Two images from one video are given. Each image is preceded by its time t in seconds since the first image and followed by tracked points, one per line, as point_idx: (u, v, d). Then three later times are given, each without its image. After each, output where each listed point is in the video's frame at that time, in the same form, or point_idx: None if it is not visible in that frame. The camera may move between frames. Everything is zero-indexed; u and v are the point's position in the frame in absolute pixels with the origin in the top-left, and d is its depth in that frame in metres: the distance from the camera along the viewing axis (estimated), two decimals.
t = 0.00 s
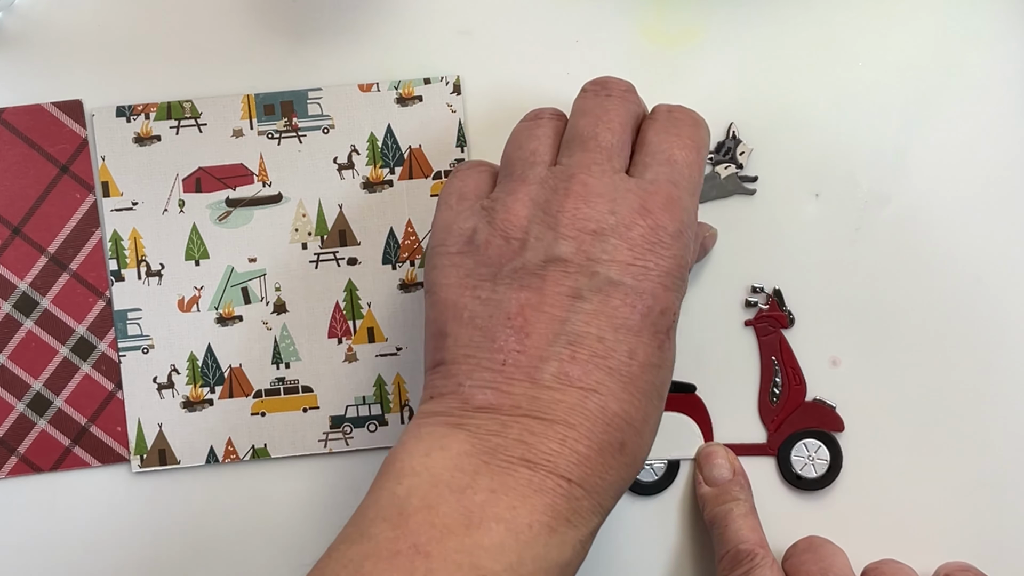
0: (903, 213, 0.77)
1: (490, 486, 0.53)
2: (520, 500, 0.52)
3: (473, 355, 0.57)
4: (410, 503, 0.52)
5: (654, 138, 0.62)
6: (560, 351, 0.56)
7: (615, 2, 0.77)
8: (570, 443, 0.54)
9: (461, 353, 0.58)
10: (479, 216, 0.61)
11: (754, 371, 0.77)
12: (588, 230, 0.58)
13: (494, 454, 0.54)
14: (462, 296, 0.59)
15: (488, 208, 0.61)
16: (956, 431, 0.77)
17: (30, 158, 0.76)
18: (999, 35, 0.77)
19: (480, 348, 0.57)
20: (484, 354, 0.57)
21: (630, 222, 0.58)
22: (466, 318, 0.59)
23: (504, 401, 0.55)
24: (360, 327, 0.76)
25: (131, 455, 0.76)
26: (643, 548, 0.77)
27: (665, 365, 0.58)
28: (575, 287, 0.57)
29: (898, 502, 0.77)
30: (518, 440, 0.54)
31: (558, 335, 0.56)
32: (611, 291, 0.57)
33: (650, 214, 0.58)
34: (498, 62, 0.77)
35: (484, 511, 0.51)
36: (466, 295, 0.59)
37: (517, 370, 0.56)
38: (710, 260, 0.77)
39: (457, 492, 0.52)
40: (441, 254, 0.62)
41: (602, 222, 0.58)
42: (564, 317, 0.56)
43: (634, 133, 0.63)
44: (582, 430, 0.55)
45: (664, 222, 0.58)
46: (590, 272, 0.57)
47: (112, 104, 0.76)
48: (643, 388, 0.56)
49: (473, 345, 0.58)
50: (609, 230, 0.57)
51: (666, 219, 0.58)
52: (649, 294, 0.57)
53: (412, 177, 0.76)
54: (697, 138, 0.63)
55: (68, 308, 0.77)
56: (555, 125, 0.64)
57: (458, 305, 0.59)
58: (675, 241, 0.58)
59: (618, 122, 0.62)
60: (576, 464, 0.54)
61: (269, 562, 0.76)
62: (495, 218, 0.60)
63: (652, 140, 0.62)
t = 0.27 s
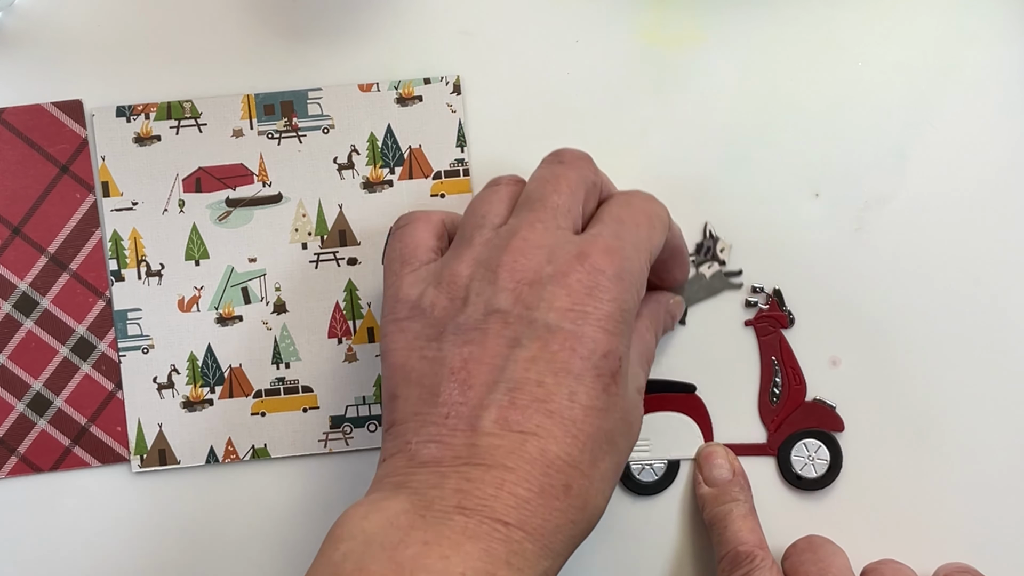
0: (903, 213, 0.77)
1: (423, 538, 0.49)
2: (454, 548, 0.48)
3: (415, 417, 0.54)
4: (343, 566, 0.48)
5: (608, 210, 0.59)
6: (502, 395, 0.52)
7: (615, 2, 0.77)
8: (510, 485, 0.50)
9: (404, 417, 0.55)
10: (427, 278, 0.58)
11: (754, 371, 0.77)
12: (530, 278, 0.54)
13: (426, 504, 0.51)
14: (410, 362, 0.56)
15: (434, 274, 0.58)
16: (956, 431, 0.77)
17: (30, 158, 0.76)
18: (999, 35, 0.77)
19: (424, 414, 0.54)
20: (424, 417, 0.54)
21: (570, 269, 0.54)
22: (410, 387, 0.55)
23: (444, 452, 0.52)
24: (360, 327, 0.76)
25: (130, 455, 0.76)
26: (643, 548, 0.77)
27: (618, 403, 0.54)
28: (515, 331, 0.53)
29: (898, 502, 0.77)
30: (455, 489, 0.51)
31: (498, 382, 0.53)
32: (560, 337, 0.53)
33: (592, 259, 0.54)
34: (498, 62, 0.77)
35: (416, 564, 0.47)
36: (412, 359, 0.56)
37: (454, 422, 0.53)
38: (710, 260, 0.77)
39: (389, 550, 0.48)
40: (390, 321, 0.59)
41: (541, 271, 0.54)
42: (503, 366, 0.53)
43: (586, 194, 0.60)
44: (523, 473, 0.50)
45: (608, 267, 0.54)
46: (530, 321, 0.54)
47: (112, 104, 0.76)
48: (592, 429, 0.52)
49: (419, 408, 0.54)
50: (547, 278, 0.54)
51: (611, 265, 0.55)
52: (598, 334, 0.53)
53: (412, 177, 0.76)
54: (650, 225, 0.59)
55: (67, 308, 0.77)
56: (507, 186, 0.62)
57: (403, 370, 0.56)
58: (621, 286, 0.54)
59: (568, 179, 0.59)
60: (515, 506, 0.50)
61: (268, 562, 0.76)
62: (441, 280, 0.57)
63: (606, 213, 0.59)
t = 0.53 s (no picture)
0: (902, 213, 0.77)
1: (400, 538, 0.51)
2: (429, 547, 0.50)
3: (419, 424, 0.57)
4: (323, 569, 0.51)
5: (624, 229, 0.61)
6: (495, 407, 0.55)
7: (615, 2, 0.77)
8: (486, 489, 0.53)
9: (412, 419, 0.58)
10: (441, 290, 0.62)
11: (754, 370, 0.77)
12: (529, 294, 0.57)
13: (406, 506, 0.53)
14: (418, 374, 0.60)
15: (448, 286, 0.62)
16: (955, 430, 0.77)
17: (30, 158, 0.76)
18: (999, 35, 0.77)
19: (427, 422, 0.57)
20: (424, 423, 0.57)
21: (568, 287, 0.56)
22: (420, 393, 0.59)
23: (432, 457, 0.55)
24: (360, 327, 0.76)
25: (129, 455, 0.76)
26: (643, 548, 0.77)
27: (608, 419, 0.55)
28: (508, 347, 0.56)
29: (898, 502, 0.77)
30: (434, 491, 0.53)
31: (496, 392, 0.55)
32: (553, 353, 0.55)
33: (590, 279, 0.57)
34: (498, 62, 0.77)
35: (389, 564, 0.50)
36: (421, 371, 0.60)
37: (448, 431, 0.55)
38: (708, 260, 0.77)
39: (367, 551, 0.51)
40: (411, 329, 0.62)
41: (540, 287, 0.57)
42: (498, 376, 0.56)
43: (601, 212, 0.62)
44: (502, 478, 0.53)
45: (606, 287, 0.56)
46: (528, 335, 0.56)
47: (111, 104, 0.76)
48: (575, 443, 0.54)
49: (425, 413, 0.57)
50: (546, 293, 0.57)
51: (611, 284, 0.57)
52: (589, 351, 0.55)
53: (412, 177, 0.76)
54: (667, 242, 0.60)
55: (67, 308, 0.77)
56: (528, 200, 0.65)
57: (416, 377, 0.60)
58: (617, 306, 0.56)
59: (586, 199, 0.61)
60: (492, 510, 0.52)
61: (268, 563, 0.76)
62: (454, 292, 0.61)
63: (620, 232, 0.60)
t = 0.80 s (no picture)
0: (902, 213, 0.77)
1: (389, 528, 0.51)
2: (417, 538, 0.50)
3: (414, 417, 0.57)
4: (308, 561, 0.51)
5: (627, 230, 0.60)
6: (490, 402, 0.55)
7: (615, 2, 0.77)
8: (476, 481, 0.52)
9: (406, 412, 0.58)
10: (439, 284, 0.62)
11: (753, 370, 0.77)
12: (529, 290, 0.57)
13: (395, 496, 0.53)
14: (414, 367, 0.60)
15: (447, 281, 0.61)
16: (955, 430, 0.77)
17: (30, 158, 0.76)
18: (999, 35, 0.77)
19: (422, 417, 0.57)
20: (418, 416, 0.57)
21: (568, 285, 0.56)
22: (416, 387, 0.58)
23: (424, 447, 0.55)
24: (360, 327, 0.76)
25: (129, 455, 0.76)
26: (643, 548, 0.77)
27: (601, 419, 0.55)
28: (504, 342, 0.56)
29: (898, 502, 0.77)
30: (423, 482, 0.53)
31: (492, 388, 0.55)
32: (548, 350, 0.55)
33: (591, 277, 0.56)
34: (498, 62, 0.77)
35: (376, 556, 0.49)
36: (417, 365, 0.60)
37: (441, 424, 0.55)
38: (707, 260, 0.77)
39: (354, 542, 0.51)
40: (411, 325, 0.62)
41: (540, 282, 0.57)
42: (494, 370, 0.56)
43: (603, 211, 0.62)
44: (493, 470, 0.53)
45: (607, 287, 0.56)
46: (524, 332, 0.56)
47: (111, 104, 0.76)
48: (568, 440, 0.54)
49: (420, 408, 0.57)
50: (546, 289, 0.56)
51: (611, 285, 0.56)
52: (585, 348, 0.55)
53: (412, 177, 0.76)
54: (671, 244, 0.60)
55: (67, 308, 0.77)
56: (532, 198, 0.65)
57: (412, 370, 0.60)
58: (616, 307, 0.56)
59: (591, 197, 0.61)
60: (481, 502, 0.52)
61: (268, 564, 0.76)
62: (453, 286, 0.61)
63: (623, 233, 0.60)
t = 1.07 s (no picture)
0: (902, 213, 0.77)
1: (364, 540, 0.52)
2: (393, 548, 0.51)
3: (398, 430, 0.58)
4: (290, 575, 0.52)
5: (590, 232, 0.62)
6: (470, 406, 0.56)
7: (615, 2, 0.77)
8: (452, 489, 0.53)
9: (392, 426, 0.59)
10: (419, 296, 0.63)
11: (753, 370, 0.77)
12: (501, 296, 0.59)
13: (372, 508, 0.54)
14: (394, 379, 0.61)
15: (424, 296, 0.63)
16: (955, 430, 0.77)
17: (30, 158, 0.76)
18: (999, 35, 0.77)
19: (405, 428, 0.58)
20: (397, 426, 0.58)
21: (539, 288, 0.58)
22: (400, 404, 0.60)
23: (402, 457, 0.56)
24: (360, 327, 0.76)
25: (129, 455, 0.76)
26: (643, 548, 0.77)
27: (580, 421, 0.56)
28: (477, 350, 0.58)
29: (898, 503, 0.77)
30: (400, 492, 0.54)
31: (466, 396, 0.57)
32: (522, 355, 0.56)
33: (563, 280, 0.58)
34: (498, 62, 0.77)
35: (351, 568, 0.50)
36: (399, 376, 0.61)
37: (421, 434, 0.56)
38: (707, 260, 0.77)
39: (330, 557, 0.52)
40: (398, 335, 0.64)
41: (513, 288, 0.59)
42: (469, 379, 0.57)
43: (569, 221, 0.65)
44: (469, 477, 0.53)
45: (579, 289, 0.58)
46: (497, 339, 0.57)
47: (111, 103, 0.76)
48: (544, 443, 0.54)
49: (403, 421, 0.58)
50: (519, 295, 0.58)
51: (582, 288, 0.58)
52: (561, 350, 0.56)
53: (412, 177, 0.76)
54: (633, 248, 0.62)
55: (68, 308, 0.77)
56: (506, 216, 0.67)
57: (399, 383, 0.61)
58: (588, 307, 0.58)
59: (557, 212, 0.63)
60: (458, 509, 0.52)
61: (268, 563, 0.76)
62: (432, 296, 0.62)
63: (585, 237, 0.62)
